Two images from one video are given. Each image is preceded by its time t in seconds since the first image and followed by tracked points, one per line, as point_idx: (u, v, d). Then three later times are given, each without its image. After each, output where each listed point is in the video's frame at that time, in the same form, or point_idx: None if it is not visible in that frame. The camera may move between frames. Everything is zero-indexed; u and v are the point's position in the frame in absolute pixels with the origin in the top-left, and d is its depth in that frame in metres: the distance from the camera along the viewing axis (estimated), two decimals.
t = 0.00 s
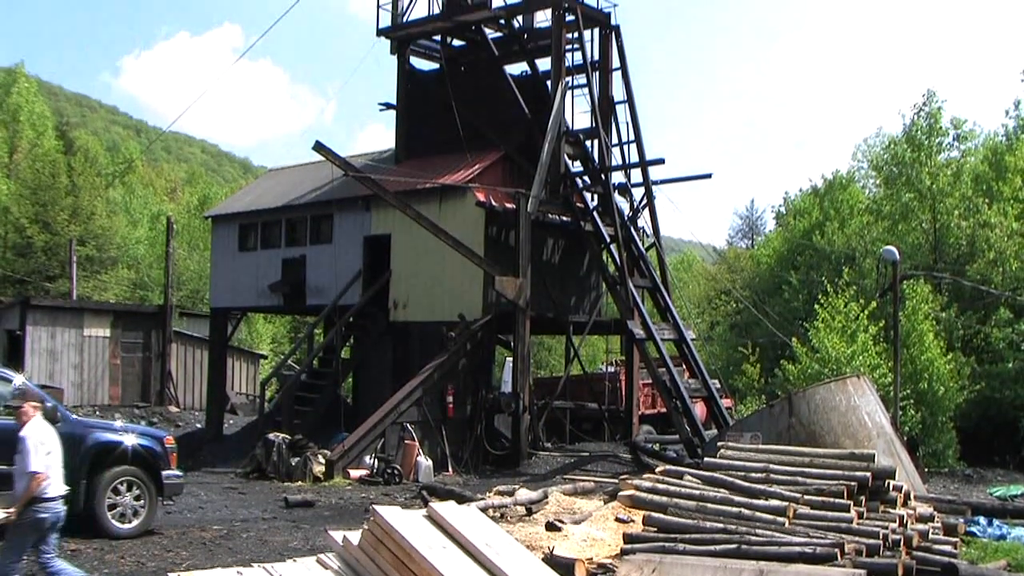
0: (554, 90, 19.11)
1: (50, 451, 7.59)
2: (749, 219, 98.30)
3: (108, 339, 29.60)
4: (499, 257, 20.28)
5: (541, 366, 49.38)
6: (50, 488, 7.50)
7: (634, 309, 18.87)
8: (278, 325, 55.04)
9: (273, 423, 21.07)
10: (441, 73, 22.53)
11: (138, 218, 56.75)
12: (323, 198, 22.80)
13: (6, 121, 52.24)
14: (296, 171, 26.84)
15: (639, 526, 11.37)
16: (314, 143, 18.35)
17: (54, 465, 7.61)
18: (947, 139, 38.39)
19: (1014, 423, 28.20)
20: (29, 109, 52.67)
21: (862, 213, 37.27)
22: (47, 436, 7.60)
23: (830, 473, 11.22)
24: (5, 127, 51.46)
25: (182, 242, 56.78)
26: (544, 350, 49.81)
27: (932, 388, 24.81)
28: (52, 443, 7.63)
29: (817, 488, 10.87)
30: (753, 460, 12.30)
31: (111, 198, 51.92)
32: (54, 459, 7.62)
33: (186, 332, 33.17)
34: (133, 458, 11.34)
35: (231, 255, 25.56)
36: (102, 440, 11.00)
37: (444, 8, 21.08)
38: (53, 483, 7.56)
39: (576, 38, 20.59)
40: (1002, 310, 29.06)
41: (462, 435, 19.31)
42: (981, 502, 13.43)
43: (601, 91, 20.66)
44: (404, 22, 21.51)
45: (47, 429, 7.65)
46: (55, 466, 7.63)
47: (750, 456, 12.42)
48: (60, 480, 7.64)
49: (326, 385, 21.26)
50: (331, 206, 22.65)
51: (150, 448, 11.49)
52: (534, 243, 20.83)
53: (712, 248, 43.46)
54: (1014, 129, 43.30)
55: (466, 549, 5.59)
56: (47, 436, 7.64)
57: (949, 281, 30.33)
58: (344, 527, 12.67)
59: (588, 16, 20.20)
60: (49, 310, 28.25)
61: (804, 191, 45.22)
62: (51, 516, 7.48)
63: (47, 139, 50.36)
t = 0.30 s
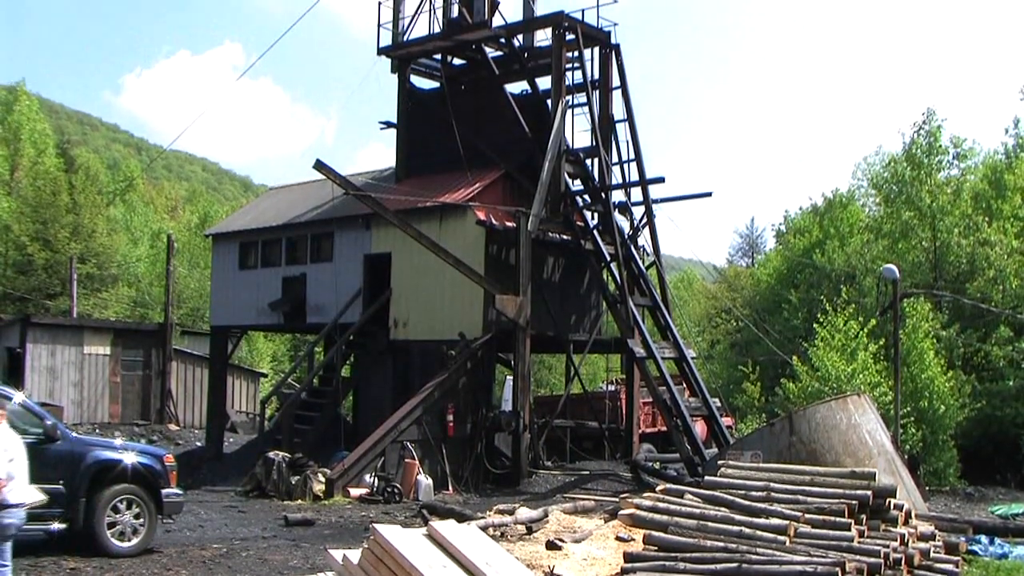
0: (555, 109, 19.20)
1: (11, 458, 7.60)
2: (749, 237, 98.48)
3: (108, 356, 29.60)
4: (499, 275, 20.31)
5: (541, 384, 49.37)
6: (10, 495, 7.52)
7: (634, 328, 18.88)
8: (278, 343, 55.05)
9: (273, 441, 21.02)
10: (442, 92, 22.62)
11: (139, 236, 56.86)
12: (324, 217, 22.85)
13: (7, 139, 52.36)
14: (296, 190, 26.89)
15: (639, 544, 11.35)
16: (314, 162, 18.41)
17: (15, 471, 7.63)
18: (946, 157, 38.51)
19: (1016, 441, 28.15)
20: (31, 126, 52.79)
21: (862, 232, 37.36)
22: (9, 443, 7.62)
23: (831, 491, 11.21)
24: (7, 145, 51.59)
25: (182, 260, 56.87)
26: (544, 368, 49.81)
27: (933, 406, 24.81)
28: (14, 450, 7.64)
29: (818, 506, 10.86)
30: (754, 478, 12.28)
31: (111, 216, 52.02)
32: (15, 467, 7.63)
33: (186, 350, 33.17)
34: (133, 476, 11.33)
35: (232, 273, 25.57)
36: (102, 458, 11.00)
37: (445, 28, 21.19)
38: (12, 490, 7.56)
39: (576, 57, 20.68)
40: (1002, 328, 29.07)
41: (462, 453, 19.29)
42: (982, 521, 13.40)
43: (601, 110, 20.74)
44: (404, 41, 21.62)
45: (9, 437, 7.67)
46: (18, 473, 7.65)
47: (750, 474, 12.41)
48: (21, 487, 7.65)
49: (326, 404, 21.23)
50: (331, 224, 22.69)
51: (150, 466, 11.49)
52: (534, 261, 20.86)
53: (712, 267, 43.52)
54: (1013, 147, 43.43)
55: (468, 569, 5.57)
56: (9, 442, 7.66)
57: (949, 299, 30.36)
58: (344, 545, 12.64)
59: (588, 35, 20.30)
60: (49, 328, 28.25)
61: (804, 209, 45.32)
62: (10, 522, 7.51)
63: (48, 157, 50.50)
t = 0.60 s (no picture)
0: (555, 126, 19.27)
1: None
2: (749, 254, 98.62)
3: (108, 373, 29.60)
4: (499, 292, 20.34)
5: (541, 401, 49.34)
6: None
7: (635, 344, 18.89)
8: (278, 360, 55.05)
9: (273, 458, 20.99)
10: (442, 110, 22.70)
11: (139, 252, 56.95)
12: (324, 233, 22.89)
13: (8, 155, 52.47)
14: (296, 207, 26.93)
15: (640, 561, 11.32)
16: (315, 179, 18.48)
17: None
18: (945, 174, 38.64)
19: (1017, 458, 28.10)
20: (31, 142, 52.93)
21: (862, 249, 37.44)
22: None
23: (831, 508, 11.20)
24: (8, 161, 51.69)
25: (183, 277, 56.93)
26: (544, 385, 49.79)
27: (933, 423, 24.80)
28: None
29: (819, 523, 10.86)
30: (755, 495, 12.27)
31: (111, 232, 52.12)
32: None
33: (186, 367, 33.17)
34: (134, 492, 11.31)
35: (232, 290, 25.58)
36: (102, 474, 11.00)
37: (445, 45, 21.30)
38: None
39: (577, 74, 20.78)
40: (1003, 344, 29.09)
41: (462, 470, 19.27)
42: (984, 537, 13.37)
43: (601, 127, 20.82)
44: (405, 59, 21.74)
45: None
46: None
47: (751, 491, 12.40)
48: None
49: (326, 420, 21.19)
50: (332, 241, 22.73)
51: (150, 483, 11.47)
52: (534, 279, 20.88)
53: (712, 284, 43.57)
54: (1013, 164, 43.54)
55: None
56: None
57: (949, 315, 30.39)
58: (344, 563, 12.60)
59: (588, 52, 20.39)
60: (49, 344, 28.24)
61: (804, 226, 45.40)
62: None
63: (49, 174, 50.65)
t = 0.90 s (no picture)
0: (555, 143, 19.34)
1: None
2: (749, 270, 98.68)
3: (108, 389, 29.58)
4: (499, 309, 20.35)
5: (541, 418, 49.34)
6: None
7: (635, 362, 18.89)
8: (277, 377, 55.08)
9: (273, 476, 20.95)
10: (442, 127, 22.77)
11: (139, 269, 57.00)
12: (324, 251, 22.93)
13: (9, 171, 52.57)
14: (296, 224, 26.99)
15: None
16: (315, 196, 18.52)
17: None
18: (945, 191, 38.71)
19: (1019, 475, 28.06)
20: (32, 159, 53.02)
21: (861, 266, 37.51)
22: None
23: (832, 526, 11.19)
24: (8, 177, 51.75)
25: (183, 293, 56.98)
26: (545, 402, 49.80)
27: (934, 440, 24.77)
28: None
29: (820, 540, 10.85)
30: (755, 512, 12.27)
31: (111, 248, 52.16)
32: None
33: (187, 384, 33.15)
34: (133, 509, 11.31)
35: (232, 307, 25.60)
36: (102, 491, 10.98)
37: (445, 62, 21.39)
38: None
39: (577, 91, 20.86)
40: (1003, 361, 29.07)
41: (463, 488, 19.24)
42: (985, 554, 13.34)
43: (601, 144, 20.89)
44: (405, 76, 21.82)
45: None
46: None
47: (752, 508, 12.40)
48: None
49: (326, 438, 21.15)
50: (332, 258, 22.77)
51: (150, 499, 11.45)
52: (534, 296, 20.90)
53: (713, 301, 43.61)
54: (1012, 181, 43.64)
55: None
56: None
57: (950, 332, 30.41)
58: None
59: (588, 69, 20.48)
60: (49, 360, 28.24)
61: (804, 243, 45.45)
62: None
63: (49, 191, 50.76)
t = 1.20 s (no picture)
0: (555, 161, 19.41)
1: None
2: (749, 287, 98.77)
3: (108, 406, 29.56)
4: (499, 327, 20.36)
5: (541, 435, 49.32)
6: None
7: (635, 379, 18.88)
8: (277, 394, 55.07)
9: (273, 493, 20.91)
10: (443, 144, 22.85)
11: (140, 285, 57.05)
12: (325, 268, 22.97)
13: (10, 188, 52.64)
14: (296, 241, 27.03)
15: None
16: (315, 213, 18.57)
17: None
18: (945, 208, 38.78)
19: (1020, 492, 27.99)
20: (33, 176, 53.13)
21: (861, 283, 37.56)
22: None
23: (833, 543, 11.18)
24: (9, 193, 51.86)
25: (183, 310, 57.01)
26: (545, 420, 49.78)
27: (935, 457, 24.73)
28: None
29: (821, 557, 10.84)
30: (755, 529, 12.26)
31: (111, 265, 52.19)
32: None
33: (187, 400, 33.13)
34: (132, 527, 11.31)
35: (232, 324, 25.62)
36: (102, 507, 10.99)
37: (446, 80, 21.48)
38: None
39: (576, 108, 20.94)
40: (1004, 377, 29.06)
41: (463, 505, 19.20)
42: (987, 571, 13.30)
43: (601, 162, 20.96)
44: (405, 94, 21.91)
45: None
46: None
47: (752, 525, 12.39)
48: None
49: (326, 455, 21.11)
50: (332, 275, 22.80)
51: (149, 516, 11.46)
52: (535, 313, 20.91)
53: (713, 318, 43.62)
54: (1012, 198, 43.73)
55: None
56: None
57: (950, 349, 30.42)
58: None
59: (588, 87, 20.56)
60: (50, 377, 28.22)
61: (804, 260, 45.51)
62: None
63: (50, 207, 50.85)
